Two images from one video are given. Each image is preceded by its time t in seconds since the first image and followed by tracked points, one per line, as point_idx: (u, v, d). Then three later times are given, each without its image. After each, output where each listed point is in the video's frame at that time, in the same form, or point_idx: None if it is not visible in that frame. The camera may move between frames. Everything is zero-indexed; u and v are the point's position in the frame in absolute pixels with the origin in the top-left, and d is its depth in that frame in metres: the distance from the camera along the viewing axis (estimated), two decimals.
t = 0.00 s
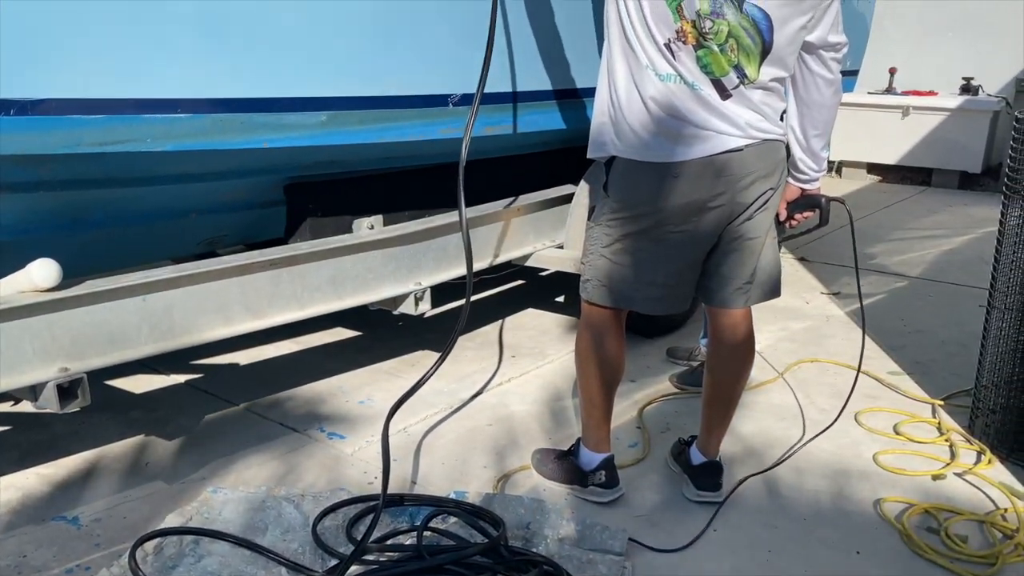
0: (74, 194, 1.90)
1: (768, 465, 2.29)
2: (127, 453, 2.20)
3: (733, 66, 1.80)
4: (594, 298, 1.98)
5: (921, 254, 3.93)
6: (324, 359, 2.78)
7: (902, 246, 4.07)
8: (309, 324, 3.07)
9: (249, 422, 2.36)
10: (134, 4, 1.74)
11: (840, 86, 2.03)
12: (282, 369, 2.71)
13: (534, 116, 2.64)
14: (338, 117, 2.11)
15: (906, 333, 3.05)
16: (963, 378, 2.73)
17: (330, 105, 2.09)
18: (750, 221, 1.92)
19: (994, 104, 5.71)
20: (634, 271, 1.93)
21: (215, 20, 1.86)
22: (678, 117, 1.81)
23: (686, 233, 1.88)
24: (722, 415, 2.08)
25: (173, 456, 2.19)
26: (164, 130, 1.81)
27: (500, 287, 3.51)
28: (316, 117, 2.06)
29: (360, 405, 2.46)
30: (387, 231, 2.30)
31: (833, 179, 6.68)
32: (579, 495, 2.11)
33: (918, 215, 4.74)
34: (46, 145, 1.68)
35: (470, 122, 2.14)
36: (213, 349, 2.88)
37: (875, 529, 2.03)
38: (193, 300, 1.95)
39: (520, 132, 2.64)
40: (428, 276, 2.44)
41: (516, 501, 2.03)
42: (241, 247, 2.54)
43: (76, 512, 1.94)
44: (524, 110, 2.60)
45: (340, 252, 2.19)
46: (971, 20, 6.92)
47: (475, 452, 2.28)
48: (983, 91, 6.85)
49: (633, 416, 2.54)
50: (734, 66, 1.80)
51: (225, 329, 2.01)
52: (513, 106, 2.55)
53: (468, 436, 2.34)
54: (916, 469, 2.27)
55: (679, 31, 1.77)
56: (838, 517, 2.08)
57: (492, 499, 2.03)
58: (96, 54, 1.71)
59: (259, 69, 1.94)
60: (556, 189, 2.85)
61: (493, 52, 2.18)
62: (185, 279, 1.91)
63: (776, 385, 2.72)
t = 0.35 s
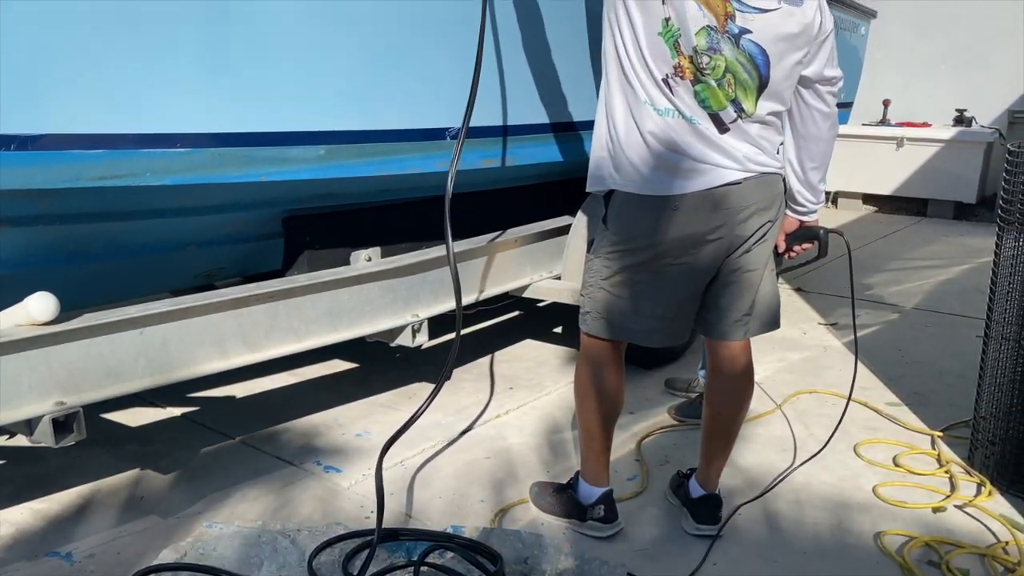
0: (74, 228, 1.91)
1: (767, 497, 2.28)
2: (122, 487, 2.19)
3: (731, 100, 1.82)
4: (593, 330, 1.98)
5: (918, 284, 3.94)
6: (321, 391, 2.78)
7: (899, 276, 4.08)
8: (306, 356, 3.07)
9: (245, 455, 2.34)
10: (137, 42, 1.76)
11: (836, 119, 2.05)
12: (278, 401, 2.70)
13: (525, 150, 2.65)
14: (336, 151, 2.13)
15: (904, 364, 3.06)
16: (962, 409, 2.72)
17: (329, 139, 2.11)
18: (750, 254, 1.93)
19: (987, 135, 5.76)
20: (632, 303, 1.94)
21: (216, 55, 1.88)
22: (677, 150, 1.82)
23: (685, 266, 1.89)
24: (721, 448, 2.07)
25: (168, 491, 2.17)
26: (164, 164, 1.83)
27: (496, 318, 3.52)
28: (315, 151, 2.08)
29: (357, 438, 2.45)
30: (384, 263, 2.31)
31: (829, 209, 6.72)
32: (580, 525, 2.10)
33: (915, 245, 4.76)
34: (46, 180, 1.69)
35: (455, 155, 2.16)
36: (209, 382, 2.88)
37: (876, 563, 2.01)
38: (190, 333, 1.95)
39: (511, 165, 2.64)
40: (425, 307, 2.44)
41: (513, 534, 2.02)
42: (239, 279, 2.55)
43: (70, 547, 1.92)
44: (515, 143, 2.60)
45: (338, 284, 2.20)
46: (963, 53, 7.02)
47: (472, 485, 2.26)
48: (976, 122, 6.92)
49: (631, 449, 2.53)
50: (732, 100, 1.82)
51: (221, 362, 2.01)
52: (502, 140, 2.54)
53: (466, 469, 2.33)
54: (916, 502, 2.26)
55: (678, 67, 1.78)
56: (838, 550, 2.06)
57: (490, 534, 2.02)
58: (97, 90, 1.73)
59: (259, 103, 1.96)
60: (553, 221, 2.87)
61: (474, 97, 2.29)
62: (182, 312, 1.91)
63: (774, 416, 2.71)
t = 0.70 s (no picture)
0: (73, 263, 1.92)
1: (768, 531, 2.25)
2: (116, 523, 2.17)
3: (730, 133, 1.82)
4: (593, 362, 1.98)
5: (915, 315, 3.95)
6: (319, 424, 2.77)
7: (896, 307, 4.09)
8: (303, 390, 3.06)
9: (241, 490, 2.33)
10: (141, 77, 1.78)
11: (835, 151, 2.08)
12: (276, 435, 2.69)
13: (525, 182, 2.68)
14: (335, 185, 2.15)
15: (903, 395, 3.05)
16: (962, 440, 2.71)
17: (328, 173, 2.12)
18: (749, 286, 1.94)
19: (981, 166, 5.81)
20: (633, 336, 1.94)
21: (216, 90, 1.89)
22: (677, 184, 1.83)
23: (685, 298, 1.90)
24: (722, 481, 2.06)
25: (163, 527, 2.15)
26: (162, 199, 1.85)
27: (492, 351, 3.51)
28: (314, 185, 2.10)
29: (355, 472, 2.44)
30: (382, 296, 2.31)
31: (826, 240, 6.74)
32: (579, 561, 2.08)
33: (911, 275, 4.77)
34: (46, 215, 1.70)
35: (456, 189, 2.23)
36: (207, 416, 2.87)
37: None
38: (187, 367, 1.94)
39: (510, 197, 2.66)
40: (423, 338, 2.44)
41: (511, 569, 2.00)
42: (238, 312, 2.56)
43: None
44: (514, 175, 2.62)
45: (336, 317, 2.20)
46: (955, 86, 7.10)
47: (470, 520, 2.24)
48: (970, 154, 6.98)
49: (631, 482, 2.51)
50: (731, 133, 1.83)
51: (218, 396, 2.01)
52: (503, 172, 2.58)
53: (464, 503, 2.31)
54: (917, 535, 2.24)
55: (674, 101, 1.79)
56: None
57: (487, 569, 2.00)
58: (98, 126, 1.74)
59: (260, 137, 1.98)
60: (551, 253, 2.88)
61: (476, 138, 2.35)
62: (178, 346, 1.91)
63: (775, 449, 2.70)
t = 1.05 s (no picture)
0: (71, 291, 1.91)
1: (769, 560, 2.23)
2: (111, 554, 2.14)
3: (729, 161, 1.83)
4: (593, 390, 1.98)
5: (913, 341, 3.95)
6: (318, 454, 2.75)
7: (894, 333, 4.09)
8: (301, 419, 3.05)
9: (238, 521, 2.31)
10: (142, 106, 1.79)
11: (833, 177, 2.09)
12: (274, 464, 2.67)
13: (525, 211, 2.69)
14: (334, 214, 2.16)
15: (903, 421, 3.04)
16: (963, 467, 2.69)
17: (327, 202, 2.14)
18: (748, 314, 1.95)
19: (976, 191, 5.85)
20: (633, 364, 1.93)
21: (216, 119, 1.91)
22: (678, 212, 1.84)
23: (684, 327, 1.90)
24: (722, 511, 2.05)
25: (158, 559, 2.13)
26: (161, 229, 1.85)
27: (489, 380, 3.49)
28: (314, 214, 2.11)
29: (352, 502, 2.42)
30: (381, 324, 2.31)
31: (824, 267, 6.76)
32: None
33: (909, 301, 4.78)
34: (45, 244, 1.70)
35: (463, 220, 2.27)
36: (204, 445, 2.85)
37: None
38: (185, 397, 1.94)
39: (512, 225, 2.69)
40: (423, 366, 2.43)
41: None
42: (236, 340, 2.55)
43: None
44: (514, 204, 2.64)
45: (335, 346, 2.20)
46: (949, 113, 7.17)
47: (469, 550, 2.22)
48: (965, 180, 7.03)
49: (631, 511, 2.49)
50: (730, 161, 1.83)
51: (215, 425, 2.00)
52: (503, 201, 2.59)
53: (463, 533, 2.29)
54: (920, 563, 2.22)
55: (674, 129, 1.80)
56: None
57: None
58: (99, 156, 1.75)
59: (260, 166, 1.99)
60: (550, 280, 2.89)
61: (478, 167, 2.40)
62: (175, 376, 1.91)
63: (776, 477, 2.68)
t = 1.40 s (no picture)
0: (69, 323, 1.91)
1: None
2: None
3: (727, 192, 1.84)
4: (593, 422, 1.97)
5: (912, 368, 3.94)
6: (315, 485, 2.73)
7: (893, 360, 4.09)
8: (300, 449, 3.04)
9: (235, 554, 2.29)
10: (142, 139, 1.80)
11: (829, 207, 2.10)
12: (271, 496, 2.65)
13: (519, 240, 2.69)
14: (332, 245, 2.16)
15: (904, 450, 3.03)
16: (964, 496, 2.68)
17: (326, 234, 2.14)
18: (748, 344, 1.95)
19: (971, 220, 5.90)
20: (633, 394, 1.93)
21: (215, 152, 1.92)
22: (676, 242, 1.84)
23: (684, 356, 1.90)
24: (723, 543, 2.03)
25: None
26: (161, 262, 1.85)
27: (486, 410, 3.47)
28: (312, 245, 2.11)
29: (349, 534, 2.40)
30: (378, 354, 2.31)
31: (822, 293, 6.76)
32: None
33: (908, 328, 4.78)
34: (44, 277, 1.70)
35: (454, 246, 2.28)
36: (201, 476, 2.83)
37: None
38: (182, 430, 1.93)
39: (507, 255, 2.69)
40: (421, 396, 2.43)
41: None
42: (235, 371, 2.55)
43: None
44: (509, 234, 2.64)
45: (333, 377, 2.20)
46: (944, 140, 7.23)
47: None
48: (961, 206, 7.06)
49: (631, 542, 2.47)
50: (728, 191, 1.84)
51: (212, 458, 1.99)
52: (498, 231, 2.59)
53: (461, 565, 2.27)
54: None
55: (673, 160, 1.80)
56: None
57: None
58: (98, 189, 1.76)
59: (258, 198, 2.00)
60: (549, 309, 2.89)
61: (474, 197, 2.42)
62: (173, 408, 1.90)
63: (776, 507, 2.66)
